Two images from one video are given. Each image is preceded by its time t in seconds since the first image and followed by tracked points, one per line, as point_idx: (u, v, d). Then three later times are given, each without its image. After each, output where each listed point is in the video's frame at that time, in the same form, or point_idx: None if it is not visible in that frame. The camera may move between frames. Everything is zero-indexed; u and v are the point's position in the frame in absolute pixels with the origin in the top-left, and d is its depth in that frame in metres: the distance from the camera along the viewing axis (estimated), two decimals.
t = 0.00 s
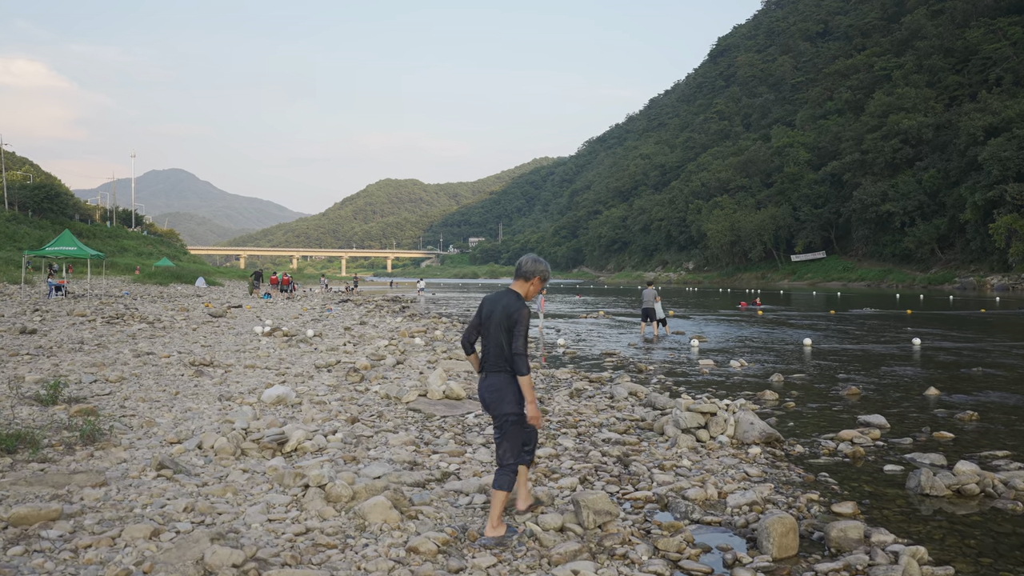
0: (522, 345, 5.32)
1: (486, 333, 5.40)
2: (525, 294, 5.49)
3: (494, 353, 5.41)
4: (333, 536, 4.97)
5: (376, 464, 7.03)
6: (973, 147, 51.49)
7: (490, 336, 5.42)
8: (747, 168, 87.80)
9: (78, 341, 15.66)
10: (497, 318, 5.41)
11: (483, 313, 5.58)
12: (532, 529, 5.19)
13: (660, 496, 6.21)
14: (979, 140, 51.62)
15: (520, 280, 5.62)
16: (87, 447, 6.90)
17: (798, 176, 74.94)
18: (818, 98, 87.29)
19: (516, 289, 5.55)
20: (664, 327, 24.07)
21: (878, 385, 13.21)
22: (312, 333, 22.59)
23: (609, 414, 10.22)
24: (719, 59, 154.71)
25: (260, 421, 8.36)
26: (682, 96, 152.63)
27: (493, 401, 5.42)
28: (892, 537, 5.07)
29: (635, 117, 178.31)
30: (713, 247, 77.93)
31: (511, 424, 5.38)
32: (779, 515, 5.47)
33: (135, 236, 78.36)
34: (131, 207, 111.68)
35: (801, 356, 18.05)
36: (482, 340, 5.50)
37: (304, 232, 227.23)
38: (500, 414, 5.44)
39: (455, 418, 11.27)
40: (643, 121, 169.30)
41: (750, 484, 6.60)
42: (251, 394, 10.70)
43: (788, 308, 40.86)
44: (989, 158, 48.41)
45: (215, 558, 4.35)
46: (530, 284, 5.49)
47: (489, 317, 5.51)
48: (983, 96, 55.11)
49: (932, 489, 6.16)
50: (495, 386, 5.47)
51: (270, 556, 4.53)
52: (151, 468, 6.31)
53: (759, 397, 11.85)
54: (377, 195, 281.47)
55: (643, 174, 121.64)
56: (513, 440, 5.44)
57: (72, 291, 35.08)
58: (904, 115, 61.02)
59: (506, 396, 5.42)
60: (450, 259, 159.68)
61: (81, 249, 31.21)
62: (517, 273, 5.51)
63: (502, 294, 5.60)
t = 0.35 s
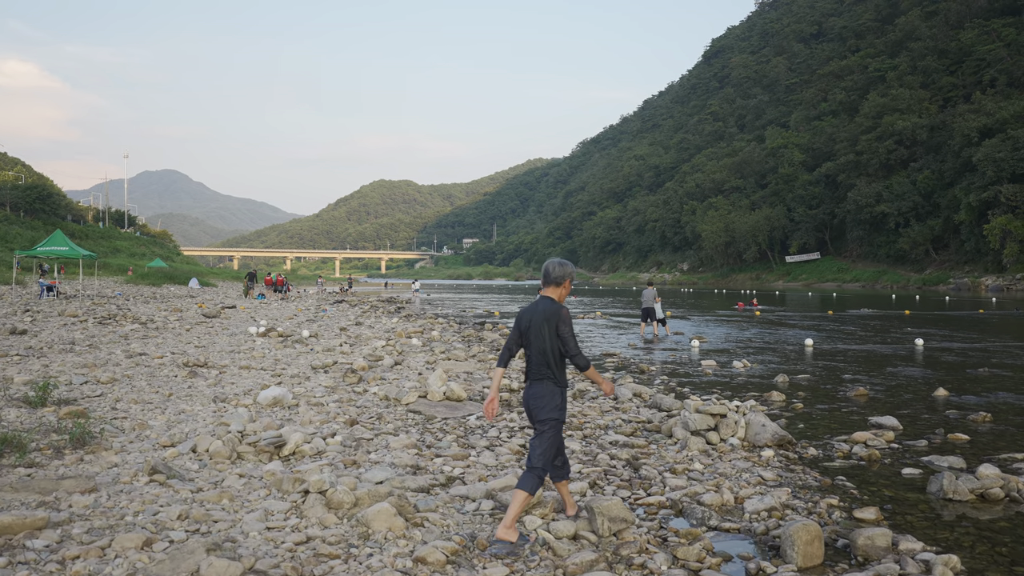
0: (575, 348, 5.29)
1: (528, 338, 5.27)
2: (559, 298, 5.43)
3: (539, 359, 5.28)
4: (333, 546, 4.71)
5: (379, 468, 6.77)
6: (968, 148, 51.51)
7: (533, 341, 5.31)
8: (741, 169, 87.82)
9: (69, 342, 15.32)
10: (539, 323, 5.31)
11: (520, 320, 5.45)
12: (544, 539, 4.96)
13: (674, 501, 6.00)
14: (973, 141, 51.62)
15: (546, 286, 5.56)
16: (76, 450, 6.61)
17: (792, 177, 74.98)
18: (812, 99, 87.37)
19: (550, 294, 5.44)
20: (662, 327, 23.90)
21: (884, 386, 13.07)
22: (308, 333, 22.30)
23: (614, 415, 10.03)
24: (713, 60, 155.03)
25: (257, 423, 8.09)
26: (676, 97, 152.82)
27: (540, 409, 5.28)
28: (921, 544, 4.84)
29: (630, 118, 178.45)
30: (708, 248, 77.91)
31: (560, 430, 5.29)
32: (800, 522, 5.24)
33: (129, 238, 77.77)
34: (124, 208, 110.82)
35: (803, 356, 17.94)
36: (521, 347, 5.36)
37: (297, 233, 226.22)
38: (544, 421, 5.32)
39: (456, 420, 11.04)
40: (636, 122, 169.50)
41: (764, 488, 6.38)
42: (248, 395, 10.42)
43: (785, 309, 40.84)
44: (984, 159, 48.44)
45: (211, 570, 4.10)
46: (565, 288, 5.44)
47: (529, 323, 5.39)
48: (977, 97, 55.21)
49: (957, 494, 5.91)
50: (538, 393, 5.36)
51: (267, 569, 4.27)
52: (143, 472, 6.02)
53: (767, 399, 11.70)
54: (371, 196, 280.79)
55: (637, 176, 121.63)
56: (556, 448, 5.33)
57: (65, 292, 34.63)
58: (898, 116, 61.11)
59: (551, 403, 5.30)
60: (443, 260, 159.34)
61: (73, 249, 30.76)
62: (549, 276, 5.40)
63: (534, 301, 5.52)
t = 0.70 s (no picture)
0: (605, 345, 5.23)
1: (558, 336, 5.17)
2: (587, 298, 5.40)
3: (574, 360, 5.19)
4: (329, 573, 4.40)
5: (374, 483, 6.46)
6: (949, 148, 51.93)
7: (562, 339, 5.22)
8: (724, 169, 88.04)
9: (46, 345, 14.80)
10: (575, 324, 5.23)
11: (545, 318, 5.36)
12: (554, 562, 4.72)
13: (682, 516, 5.78)
14: (955, 141, 51.99)
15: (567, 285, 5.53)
16: (54, 463, 6.23)
17: (774, 176, 75.36)
18: (795, 99, 87.93)
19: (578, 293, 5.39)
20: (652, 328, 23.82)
21: (881, 391, 12.95)
22: (293, 335, 21.86)
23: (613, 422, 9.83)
24: (695, 60, 155.82)
25: (244, 433, 7.73)
26: (659, 97, 153.39)
27: (575, 407, 5.19)
28: (945, 564, 4.64)
29: (613, 117, 178.88)
30: (691, 247, 78.09)
31: (595, 427, 5.20)
32: (817, 541, 5.03)
33: (107, 236, 76.32)
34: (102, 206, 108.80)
35: (795, 359, 17.89)
36: (551, 345, 5.27)
37: (279, 231, 223.82)
38: (581, 421, 5.24)
39: (449, 427, 10.72)
40: (619, 121, 170.02)
41: (773, 501, 6.18)
42: (233, 402, 10.05)
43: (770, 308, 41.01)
44: (966, 159, 48.66)
45: None
46: (590, 286, 5.38)
47: (558, 323, 5.29)
48: (958, 98, 55.69)
49: (972, 507, 5.73)
50: (572, 394, 5.23)
51: None
52: (125, 489, 5.67)
53: (764, 404, 11.57)
54: (354, 195, 278.99)
55: (620, 175, 121.90)
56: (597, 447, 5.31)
57: (40, 292, 33.74)
58: (880, 116, 61.57)
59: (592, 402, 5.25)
60: (426, 259, 158.55)
61: (51, 249, 29.94)
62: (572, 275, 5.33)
63: (561, 301, 5.41)
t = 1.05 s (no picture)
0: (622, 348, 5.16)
1: (582, 344, 5.11)
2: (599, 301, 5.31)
3: (597, 366, 5.16)
4: None
5: (366, 493, 6.18)
6: (910, 153, 53.12)
7: (582, 345, 5.16)
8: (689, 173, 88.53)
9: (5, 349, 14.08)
10: (596, 331, 5.16)
11: (563, 325, 5.26)
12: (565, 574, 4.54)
13: (687, 525, 5.63)
14: (914, 146, 53.10)
15: (579, 288, 5.45)
16: (26, 474, 5.82)
17: (739, 180, 76.39)
18: (759, 104, 89.34)
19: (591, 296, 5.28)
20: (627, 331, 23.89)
21: (862, 393, 13.08)
22: (265, 338, 21.30)
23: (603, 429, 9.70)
24: (660, 64, 157.70)
25: (226, 442, 7.37)
26: (625, 100, 154.84)
27: (600, 414, 5.19)
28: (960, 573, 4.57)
29: (579, 120, 179.98)
30: (657, 250, 78.74)
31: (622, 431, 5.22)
32: (829, 550, 4.93)
33: (64, 237, 73.76)
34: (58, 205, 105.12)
35: (772, 361, 18.03)
36: (571, 352, 5.20)
37: (241, 232, 219.52)
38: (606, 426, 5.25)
39: (434, 433, 10.45)
40: (585, 125, 171.24)
41: (776, 508, 6.08)
42: (210, 408, 9.63)
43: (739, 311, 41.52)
44: (926, 164, 49.28)
45: None
46: (603, 287, 5.28)
47: (577, 330, 5.20)
48: (918, 104, 57.00)
49: (974, 512, 5.71)
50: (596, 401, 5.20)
51: None
52: (106, 501, 5.30)
53: (750, 408, 11.56)
54: (318, 196, 275.44)
55: (585, 178, 122.66)
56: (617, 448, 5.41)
57: None
58: (842, 121, 62.86)
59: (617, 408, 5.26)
60: (392, 261, 157.18)
61: (10, 250, 28.63)
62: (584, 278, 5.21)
63: (576, 307, 5.29)
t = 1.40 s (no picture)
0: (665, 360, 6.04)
1: (628, 351, 5.92)
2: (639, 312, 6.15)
3: (638, 374, 5.94)
4: None
5: (377, 506, 5.98)
6: (874, 156, 54.30)
7: (629, 352, 5.95)
8: (656, 174, 89.29)
9: None
10: (641, 340, 5.98)
11: (611, 333, 6.03)
12: None
13: (709, 537, 5.56)
14: (878, 149, 54.33)
15: (624, 301, 6.25)
16: (18, 489, 5.49)
17: (705, 182, 77.02)
18: (725, 106, 90.47)
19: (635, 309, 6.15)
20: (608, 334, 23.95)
21: (851, 397, 13.22)
22: (241, 341, 20.78)
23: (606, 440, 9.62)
24: (628, 65, 159.20)
25: (224, 452, 7.09)
26: (593, 101, 155.91)
27: (638, 416, 5.91)
28: None
29: (546, 120, 180.79)
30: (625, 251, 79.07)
31: (655, 432, 5.97)
32: (860, 565, 4.87)
33: (19, 235, 71.13)
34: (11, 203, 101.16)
35: (755, 364, 18.22)
36: (619, 358, 5.95)
37: (205, 230, 214.96)
38: (642, 429, 5.96)
39: (431, 441, 10.24)
40: (553, 125, 172.09)
41: (791, 518, 6.05)
42: (199, 416, 9.29)
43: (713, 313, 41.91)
44: (890, 167, 50.26)
45: None
46: (647, 304, 6.15)
47: (623, 339, 5.99)
48: (881, 108, 58.29)
49: (990, 521, 5.71)
50: (635, 404, 5.94)
51: None
52: (107, 518, 5.04)
53: (744, 412, 11.63)
54: (283, 195, 271.23)
55: (553, 178, 123.09)
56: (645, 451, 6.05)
57: None
58: (807, 124, 64.01)
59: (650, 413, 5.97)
60: (359, 261, 155.53)
61: None
62: (633, 291, 6.07)
63: (623, 318, 6.12)
